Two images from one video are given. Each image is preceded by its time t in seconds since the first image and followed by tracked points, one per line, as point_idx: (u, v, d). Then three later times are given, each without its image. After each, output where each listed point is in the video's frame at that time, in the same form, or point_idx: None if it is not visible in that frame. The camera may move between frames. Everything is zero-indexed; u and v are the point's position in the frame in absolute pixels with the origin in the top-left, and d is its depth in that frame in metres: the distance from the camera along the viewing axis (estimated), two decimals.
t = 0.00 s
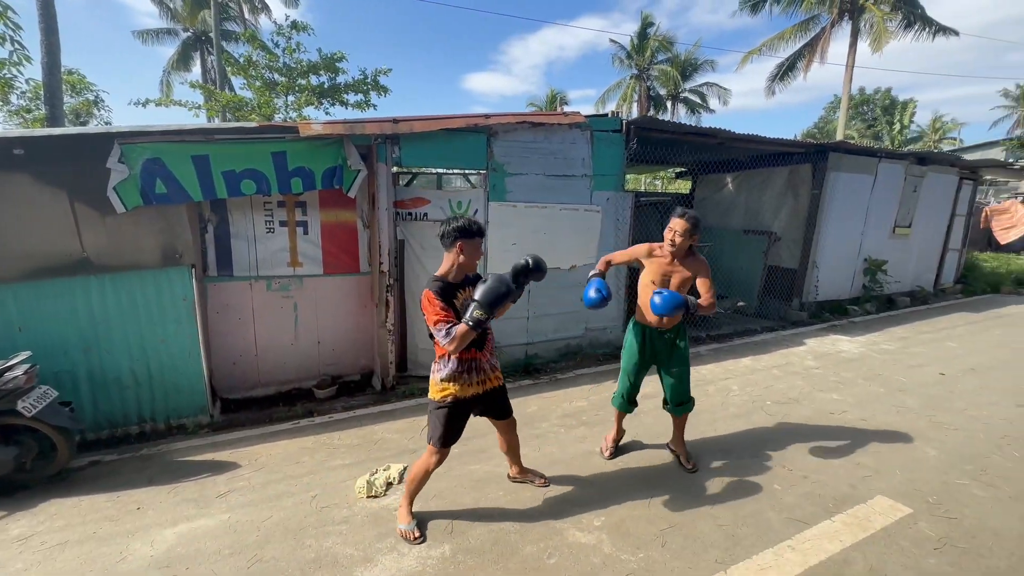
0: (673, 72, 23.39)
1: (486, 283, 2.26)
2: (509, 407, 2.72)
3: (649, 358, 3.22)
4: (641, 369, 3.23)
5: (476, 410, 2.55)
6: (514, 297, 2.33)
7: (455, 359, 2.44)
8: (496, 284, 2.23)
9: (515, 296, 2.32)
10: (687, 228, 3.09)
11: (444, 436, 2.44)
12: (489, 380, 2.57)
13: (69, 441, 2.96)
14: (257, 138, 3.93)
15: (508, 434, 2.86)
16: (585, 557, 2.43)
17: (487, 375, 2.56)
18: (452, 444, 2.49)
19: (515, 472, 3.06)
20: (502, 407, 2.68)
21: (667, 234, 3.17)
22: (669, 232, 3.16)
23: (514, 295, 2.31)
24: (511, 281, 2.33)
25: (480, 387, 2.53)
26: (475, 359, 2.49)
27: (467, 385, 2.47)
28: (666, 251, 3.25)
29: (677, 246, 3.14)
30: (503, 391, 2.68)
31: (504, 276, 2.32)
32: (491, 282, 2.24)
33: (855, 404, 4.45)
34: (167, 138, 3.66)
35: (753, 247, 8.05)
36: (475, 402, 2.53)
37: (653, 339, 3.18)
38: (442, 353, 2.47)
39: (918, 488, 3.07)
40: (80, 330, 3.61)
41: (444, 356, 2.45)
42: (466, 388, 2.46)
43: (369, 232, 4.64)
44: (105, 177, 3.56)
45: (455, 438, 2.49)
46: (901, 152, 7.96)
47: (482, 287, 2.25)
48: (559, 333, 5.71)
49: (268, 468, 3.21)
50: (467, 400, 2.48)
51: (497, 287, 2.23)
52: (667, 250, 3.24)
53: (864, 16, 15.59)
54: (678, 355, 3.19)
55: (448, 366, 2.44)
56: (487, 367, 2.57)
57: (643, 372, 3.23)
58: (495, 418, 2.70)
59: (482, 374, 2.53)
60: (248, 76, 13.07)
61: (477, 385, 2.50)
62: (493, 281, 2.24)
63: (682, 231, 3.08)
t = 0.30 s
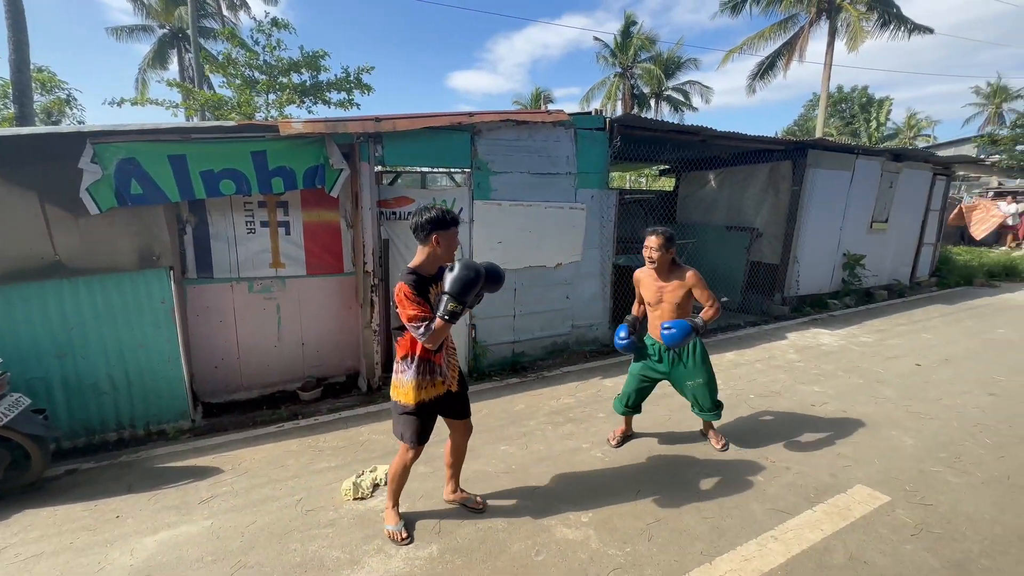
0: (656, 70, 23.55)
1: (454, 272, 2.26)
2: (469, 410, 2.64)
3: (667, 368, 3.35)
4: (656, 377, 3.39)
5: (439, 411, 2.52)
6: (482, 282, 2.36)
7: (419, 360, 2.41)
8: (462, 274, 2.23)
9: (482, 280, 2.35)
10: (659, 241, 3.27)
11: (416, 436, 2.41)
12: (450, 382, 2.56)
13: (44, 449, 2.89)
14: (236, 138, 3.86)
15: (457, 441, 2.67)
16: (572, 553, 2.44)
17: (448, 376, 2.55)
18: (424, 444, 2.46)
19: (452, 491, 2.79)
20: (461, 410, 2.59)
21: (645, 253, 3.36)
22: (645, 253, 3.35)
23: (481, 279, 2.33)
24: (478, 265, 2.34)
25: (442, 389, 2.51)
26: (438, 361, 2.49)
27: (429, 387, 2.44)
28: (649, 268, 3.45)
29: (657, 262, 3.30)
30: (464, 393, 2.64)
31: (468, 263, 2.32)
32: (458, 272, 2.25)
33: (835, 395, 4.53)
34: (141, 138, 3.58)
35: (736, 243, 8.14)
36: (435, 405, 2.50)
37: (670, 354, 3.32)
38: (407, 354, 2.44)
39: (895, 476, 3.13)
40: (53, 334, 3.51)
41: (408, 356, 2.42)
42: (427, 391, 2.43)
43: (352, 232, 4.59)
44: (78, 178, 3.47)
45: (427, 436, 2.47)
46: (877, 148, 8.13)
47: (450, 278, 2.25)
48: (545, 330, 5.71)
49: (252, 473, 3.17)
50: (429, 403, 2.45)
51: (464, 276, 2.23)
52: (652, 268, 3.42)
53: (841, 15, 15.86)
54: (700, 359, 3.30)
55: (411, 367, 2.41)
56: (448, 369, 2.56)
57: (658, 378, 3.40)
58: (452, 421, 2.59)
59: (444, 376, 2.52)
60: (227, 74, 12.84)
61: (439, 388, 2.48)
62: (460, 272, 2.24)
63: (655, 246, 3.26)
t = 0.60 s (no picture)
0: (652, 66, 23.52)
1: (427, 305, 2.13)
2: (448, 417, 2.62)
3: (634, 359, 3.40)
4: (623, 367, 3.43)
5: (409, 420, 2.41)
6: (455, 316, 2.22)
7: (386, 369, 2.31)
8: (434, 316, 2.09)
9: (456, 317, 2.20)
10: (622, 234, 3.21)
11: (378, 449, 2.27)
12: (423, 392, 2.45)
13: (39, 451, 2.87)
14: (229, 137, 3.84)
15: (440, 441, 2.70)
16: (569, 548, 2.45)
17: (423, 386, 2.45)
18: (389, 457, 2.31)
19: (447, 490, 2.84)
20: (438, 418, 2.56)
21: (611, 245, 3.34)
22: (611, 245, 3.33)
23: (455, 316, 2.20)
24: (454, 302, 2.19)
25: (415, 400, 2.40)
26: (412, 371, 2.38)
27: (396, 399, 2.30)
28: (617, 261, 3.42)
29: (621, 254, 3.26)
30: (435, 406, 2.55)
31: (447, 299, 2.17)
32: (431, 305, 2.12)
33: (831, 389, 4.56)
34: (133, 137, 3.56)
35: (732, 238, 8.14)
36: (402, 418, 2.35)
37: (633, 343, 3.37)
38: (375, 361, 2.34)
39: (891, 469, 3.16)
40: (47, 336, 3.50)
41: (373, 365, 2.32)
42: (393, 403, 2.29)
43: (347, 230, 4.57)
44: (70, 178, 3.45)
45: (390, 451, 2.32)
46: (872, 143, 8.15)
47: (421, 309, 2.14)
48: (542, 327, 5.72)
49: (249, 472, 3.16)
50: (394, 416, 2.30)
51: (434, 316, 2.10)
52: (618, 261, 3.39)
53: (836, 11, 15.87)
54: (666, 352, 3.30)
55: (376, 375, 2.31)
56: (423, 379, 2.45)
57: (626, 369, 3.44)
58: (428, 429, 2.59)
59: (417, 386, 2.40)
60: (222, 73, 12.76)
61: (410, 399, 2.37)
62: (433, 309, 2.11)
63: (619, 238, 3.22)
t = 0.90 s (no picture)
0: (661, 61, 23.35)
1: (358, 295, 1.86)
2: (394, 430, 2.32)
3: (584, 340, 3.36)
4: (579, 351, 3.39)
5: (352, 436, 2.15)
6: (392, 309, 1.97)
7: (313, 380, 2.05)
8: (367, 304, 1.83)
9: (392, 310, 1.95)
10: (569, 212, 3.15)
11: (317, 467, 2.04)
12: (363, 405, 2.17)
13: (55, 445, 2.94)
14: (238, 135, 3.88)
15: (388, 460, 2.40)
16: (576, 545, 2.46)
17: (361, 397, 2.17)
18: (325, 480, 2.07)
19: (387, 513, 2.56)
20: (383, 432, 2.27)
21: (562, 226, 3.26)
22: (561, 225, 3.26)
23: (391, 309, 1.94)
24: (388, 292, 1.94)
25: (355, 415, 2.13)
26: (343, 381, 2.11)
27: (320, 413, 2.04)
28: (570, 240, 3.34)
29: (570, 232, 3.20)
30: (380, 418, 2.27)
31: (381, 288, 1.92)
32: (364, 294, 1.87)
33: (842, 387, 4.52)
34: (144, 137, 3.61)
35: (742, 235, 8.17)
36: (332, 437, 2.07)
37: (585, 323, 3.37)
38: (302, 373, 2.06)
39: (903, 468, 3.13)
40: (62, 333, 3.56)
41: (297, 377, 2.07)
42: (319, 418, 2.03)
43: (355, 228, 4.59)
44: (83, 178, 3.51)
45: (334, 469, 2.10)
46: (885, 137, 8.04)
47: (352, 297, 1.87)
48: (549, 324, 5.73)
49: (259, 467, 3.21)
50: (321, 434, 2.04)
51: (367, 305, 1.84)
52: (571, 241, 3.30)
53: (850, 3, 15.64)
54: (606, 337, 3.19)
55: (301, 389, 2.05)
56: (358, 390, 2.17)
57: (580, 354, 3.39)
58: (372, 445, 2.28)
59: (354, 398, 2.13)
60: (232, 73, 12.88)
61: (346, 416, 2.08)
62: (365, 297, 1.85)
63: (567, 217, 3.16)
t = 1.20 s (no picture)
0: (682, 56, 23.01)
1: (315, 331, 1.75)
2: (368, 453, 2.24)
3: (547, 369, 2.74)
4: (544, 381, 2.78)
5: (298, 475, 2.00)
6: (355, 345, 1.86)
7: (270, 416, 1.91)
8: (323, 341, 1.71)
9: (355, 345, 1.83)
10: (525, 236, 2.69)
11: (251, 508, 1.88)
12: (319, 444, 2.02)
13: (90, 434, 3.05)
14: (263, 135, 3.96)
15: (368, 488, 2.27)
16: (596, 544, 2.46)
17: (320, 435, 2.03)
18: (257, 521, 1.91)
19: (352, 536, 2.40)
20: (352, 455, 2.17)
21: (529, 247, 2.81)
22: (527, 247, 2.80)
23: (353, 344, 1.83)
24: (349, 326, 1.83)
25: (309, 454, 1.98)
26: (304, 420, 1.96)
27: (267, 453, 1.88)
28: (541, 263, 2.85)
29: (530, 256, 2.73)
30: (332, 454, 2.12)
31: (341, 322, 1.79)
32: (320, 330, 1.75)
33: (870, 389, 4.42)
34: (174, 137, 3.71)
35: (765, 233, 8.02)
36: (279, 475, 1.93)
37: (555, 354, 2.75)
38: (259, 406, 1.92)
39: (934, 473, 3.05)
40: (96, 327, 3.69)
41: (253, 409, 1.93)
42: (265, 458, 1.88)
43: (376, 225, 4.66)
44: (117, 177, 3.62)
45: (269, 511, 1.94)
46: (917, 131, 7.81)
47: (309, 334, 1.76)
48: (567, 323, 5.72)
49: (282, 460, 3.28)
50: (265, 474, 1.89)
51: (323, 342, 1.72)
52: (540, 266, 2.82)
53: None
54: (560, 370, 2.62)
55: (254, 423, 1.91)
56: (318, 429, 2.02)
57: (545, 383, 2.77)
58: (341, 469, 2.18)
59: (311, 438, 1.98)
60: (256, 74, 13.13)
61: (299, 456, 1.94)
62: (323, 333, 1.73)
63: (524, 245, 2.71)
